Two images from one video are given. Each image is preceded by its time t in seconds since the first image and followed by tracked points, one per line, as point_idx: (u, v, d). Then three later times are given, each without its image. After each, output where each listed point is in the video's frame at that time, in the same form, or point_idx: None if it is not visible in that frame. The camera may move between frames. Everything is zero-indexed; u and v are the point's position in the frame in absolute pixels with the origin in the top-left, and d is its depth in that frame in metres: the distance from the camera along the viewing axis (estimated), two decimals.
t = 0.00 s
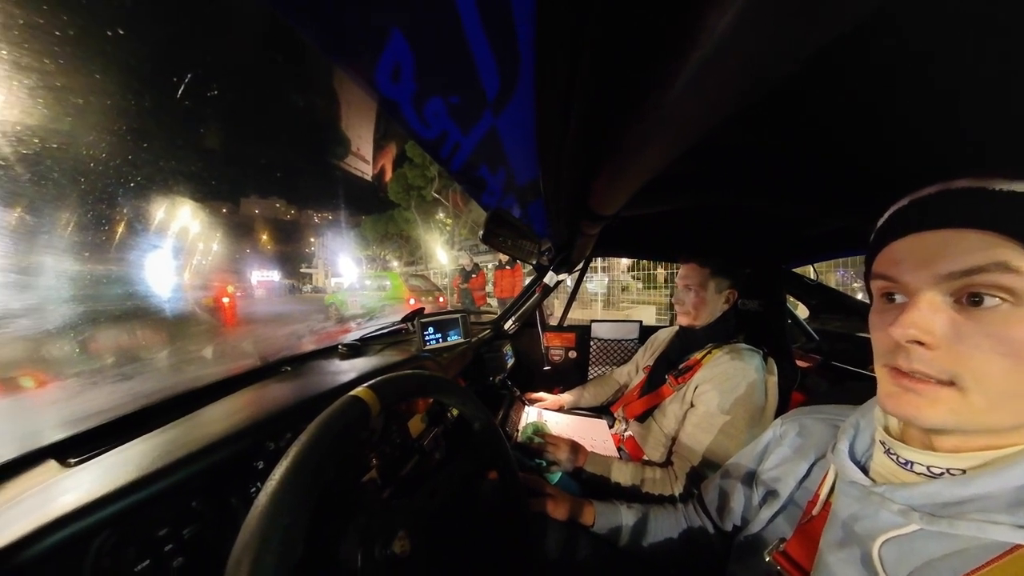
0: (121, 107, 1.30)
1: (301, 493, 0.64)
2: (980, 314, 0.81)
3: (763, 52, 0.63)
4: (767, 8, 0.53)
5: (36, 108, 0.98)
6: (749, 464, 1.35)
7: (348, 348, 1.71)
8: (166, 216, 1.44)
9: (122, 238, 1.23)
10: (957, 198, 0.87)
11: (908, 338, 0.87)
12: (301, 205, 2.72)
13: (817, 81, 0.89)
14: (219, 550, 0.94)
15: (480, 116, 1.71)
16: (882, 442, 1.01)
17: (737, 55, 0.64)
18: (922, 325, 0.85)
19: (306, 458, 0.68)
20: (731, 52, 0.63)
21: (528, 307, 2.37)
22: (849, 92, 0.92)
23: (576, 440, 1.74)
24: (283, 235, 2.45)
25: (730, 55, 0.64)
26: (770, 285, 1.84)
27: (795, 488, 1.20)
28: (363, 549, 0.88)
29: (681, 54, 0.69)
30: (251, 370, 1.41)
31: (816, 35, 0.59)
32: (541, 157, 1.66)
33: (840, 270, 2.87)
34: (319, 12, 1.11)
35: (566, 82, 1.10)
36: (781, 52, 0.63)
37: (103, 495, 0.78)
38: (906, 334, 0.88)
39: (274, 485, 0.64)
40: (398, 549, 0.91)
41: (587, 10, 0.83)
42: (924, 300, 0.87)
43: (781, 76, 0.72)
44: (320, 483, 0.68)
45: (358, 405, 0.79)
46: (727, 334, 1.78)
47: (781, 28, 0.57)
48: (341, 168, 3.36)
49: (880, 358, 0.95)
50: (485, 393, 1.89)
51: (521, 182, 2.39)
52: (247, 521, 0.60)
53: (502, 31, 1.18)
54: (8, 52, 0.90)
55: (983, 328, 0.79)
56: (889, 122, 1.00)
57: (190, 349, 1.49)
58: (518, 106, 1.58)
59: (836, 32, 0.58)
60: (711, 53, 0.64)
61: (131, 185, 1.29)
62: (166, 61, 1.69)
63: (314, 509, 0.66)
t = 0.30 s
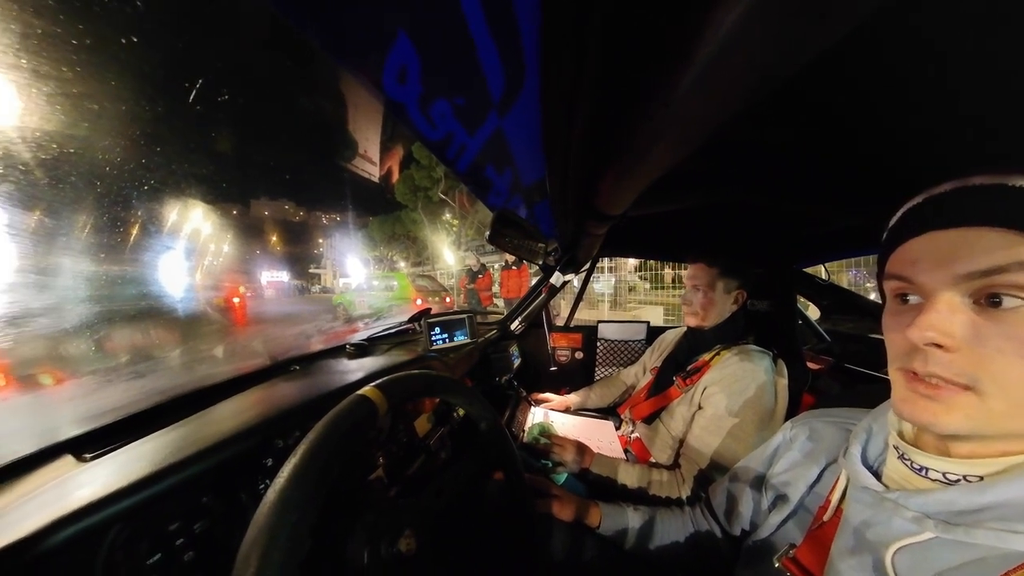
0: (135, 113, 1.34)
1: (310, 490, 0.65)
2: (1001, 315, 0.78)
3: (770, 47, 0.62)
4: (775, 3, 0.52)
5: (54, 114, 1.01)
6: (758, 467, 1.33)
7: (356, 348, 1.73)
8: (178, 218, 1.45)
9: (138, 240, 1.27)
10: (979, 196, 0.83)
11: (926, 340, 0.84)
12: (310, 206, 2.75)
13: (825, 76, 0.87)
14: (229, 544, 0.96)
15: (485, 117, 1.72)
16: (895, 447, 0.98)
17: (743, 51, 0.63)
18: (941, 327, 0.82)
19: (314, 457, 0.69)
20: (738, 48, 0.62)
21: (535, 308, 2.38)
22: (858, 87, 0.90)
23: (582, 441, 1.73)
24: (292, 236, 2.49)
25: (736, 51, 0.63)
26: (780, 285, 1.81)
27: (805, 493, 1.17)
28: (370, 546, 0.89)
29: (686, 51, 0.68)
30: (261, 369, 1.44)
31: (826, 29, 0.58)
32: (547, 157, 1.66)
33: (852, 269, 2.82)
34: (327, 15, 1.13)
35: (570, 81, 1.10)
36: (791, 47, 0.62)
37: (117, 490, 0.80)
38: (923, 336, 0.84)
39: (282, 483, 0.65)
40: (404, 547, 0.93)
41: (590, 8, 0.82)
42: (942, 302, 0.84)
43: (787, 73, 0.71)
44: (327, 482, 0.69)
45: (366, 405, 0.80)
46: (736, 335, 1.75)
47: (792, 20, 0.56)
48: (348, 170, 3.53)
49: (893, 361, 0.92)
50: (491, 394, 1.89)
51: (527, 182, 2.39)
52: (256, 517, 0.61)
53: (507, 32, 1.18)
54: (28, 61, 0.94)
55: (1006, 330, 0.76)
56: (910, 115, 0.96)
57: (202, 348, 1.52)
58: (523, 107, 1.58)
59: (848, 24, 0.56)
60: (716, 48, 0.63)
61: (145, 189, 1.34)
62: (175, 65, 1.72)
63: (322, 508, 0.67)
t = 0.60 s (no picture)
0: (149, 118, 1.38)
1: (317, 488, 0.66)
2: (1017, 319, 0.75)
3: (779, 42, 0.61)
4: None
5: (71, 120, 1.04)
6: (767, 471, 1.30)
7: (363, 347, 1.75)
8: (191, 220, 1.53)
9: (151, 241, 1.33)
10: (1002, 195, 0.80)
11: (938, 345, 0.81)
12: (319, 208, 2.79)
13: (834, 72, 0.86)
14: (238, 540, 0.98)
15: (492, 118, 1.72)
16: (910, 451, 0.94)
17: (752, 46, 0.61)
18: (951, 330, 0.80)
19: (321, 456, 0.70)
20: (746, 43, 0.61)
21: (543, 308, 2.34)
22: (870, 82, 0.87)
23: (588, 442, 1.72)
24: (301, 237, 2.52)
25: (745, 46, 0.62)
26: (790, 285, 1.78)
27: (816, 498, 1.15)
28: (376, 544, 0.89)
29: (693, 47, 0.67)
30: (270, 368, 1.46)
31: (836, 24, 0.57)
32: (553, 157, 1.65)
33: (865, 269, 2.76)
34: (335, 19, 1.14)
35: (575, 80, 1.09)
36: (800, 43, 0.61)
37: (130, 485, 0.82)
38: (934, 341, 0.82)
39: (291, 480, 0.66)
40: (410, 545, 0.91)
41: (594, 6, 0.82)
42: (953, 304, 0.82)
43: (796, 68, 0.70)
44: (334, 480, 0.70)
45: (373, 404, 0.81)
46: (746, 337, 1.72)
47: (800, 15, 0.55)
48: (357, 173, 3.31)
49: (904, 364, 0.89)
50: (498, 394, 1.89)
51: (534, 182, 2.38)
52: (264, 514, 0.62)
53: (512, 33, 1.18)
54: (46, 69, 0.99)
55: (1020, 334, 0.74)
56: (925, 110, 0.93)
57: (213, 347, 1.56)
58: (529, 107, 1.58)
59: (859, 19, 0.55)
60: (724, 43, 0.62)
61: (159, 192, 1.36)
62: (185, 69, 1.76)
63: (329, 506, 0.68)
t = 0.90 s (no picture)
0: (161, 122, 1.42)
1: (323, 486, 0.67)
2: None
3: (786, 36, 0.60)
4: None
5: (88, 125, 1.09)
6: (778, 475, 1.28)
7: (371, 347, 1.77)
8: (202, 222, 1.59)
9: (165, 243, 1.41)
10: (1008, 189, 0.78)
11: (998, 351, 0.73)
12: (327, 210, 2.85)
13: (843, 67, 0.83)
14: (247, 535, 1.00)
15: (497, 118, 1.72)
16: (924, 454, 0.90)
17: (756, 42, 0.61)
18: (1016, 334, 0.71)
19: (329, 454, 0.70)
20: (752, 39, 0.60)
21: (548, 308, 2.35)
22: (881, 77, 0.85)
23: (594, 443, 1.71)
24: (310, 239, 2.56)
25: (750, 43, 0.61)
26: (802, 284, 1.74)
27: (828, 502, 1.12)
28: (382, 543, 0.90)
29: (698, 43, 0.66)
30: (279, 367, 1.49)
31: (845, 17, 0.55)
32: (559, 157, 1.65)
33: (878, 268, 2.71)
34: (344, 22, 1.16)
35: (580, 79, 1.08)
36: (807, 37, 0.59)
37: (142, 481, 0.84)
38: (995, 347, 0.73)
39: (299, 477, 0.67)
40: (416, 545, 0.94)
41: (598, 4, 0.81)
42: (1015, 303, 0.73)
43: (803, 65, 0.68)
44: (342, 479, 0.70)
45: (380, 404, 0.82)
46: (755, 338, 1.70)
47: (807, 8, 0.54)
48: (364, 174, 3.76)
49: (948, 369, 0.82)
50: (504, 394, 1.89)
51: (540, 182, 2.39)
52: (274, 511, 0.63)
53: (517, 34, 1.19)
54: (64, 77, 1.04)
55: None
56: (941, 105, 0.91)
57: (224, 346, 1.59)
58: (535, 108, 1.58)
59: (869, 12, 0.54)
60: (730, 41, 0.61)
61: (172, 195, 1.42)
62: (197, 74, 1.80)
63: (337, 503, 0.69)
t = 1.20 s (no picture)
0: (174, 126, 1.46)
1: (330, 484, 0.67)
2: None
3: (797, 28, 0.58)
4: None
5: (103, 130, 1.13)
6: (786, 477, 1.24)
7: (378, 347, 1.78)
8: (213, 224, 1.63)
9: (177, 244, 1.44)
10: (1014, 186, 0.75)
11: (1004, 342, 0.72)
12: (335, 211, 2.88)
13: (853, 60, 0.82)
14: (257, 530, 1.02)
15: (503, 119, 1.73)
16: (938, 458, 0.88)
17: (766, 34, 0.59)
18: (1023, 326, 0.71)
19: (337, 453, 0.71)
20: (761, 31, 0.59)
21: (556, 308, 2.35)
22: (893, 69, 0.83)
23: (601, 445, 1.70)
24: (318, 240, 2.60)
25: (759, 35, 0.60)
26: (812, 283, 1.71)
27: (838, 507, 1.10)
28: (388, 541, 0.89)
29: (706, 37, 0.65)
30: (287, 366, 1.51)
31: (857, 8, 0.54)
32: (565, 157, 1.61)
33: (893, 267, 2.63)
34: (350, 26, 1.17)
35: (585, 78, 1.08)
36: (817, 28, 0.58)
37: (151, 478, 0.86)
38: (1000, 338, 0.72)
39: (307, 475, 0.68)
40: (422, 543, 0.92)
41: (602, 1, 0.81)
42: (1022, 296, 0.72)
43: (813, 58, 0.67)
44: (348, 479, 0.70)
45: (387, 404, 0.83)
46: (765, 339, 1.67)
47: None
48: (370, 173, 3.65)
49: (954, 365, 0.80)
50: (510, 395, 1.89)
51: (546, 182, 2.38)
52: (281, 508, 0.64)
53: (522, 34, 1.19)
54: (81, 84, 1.08)
55: None
56: (958, 99, 0.88)
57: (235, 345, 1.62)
58: (541, 108, 1.58)
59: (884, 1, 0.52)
60: (739, 34, 0.60)
61: (184, 197, 1.48)
62: (208, 78, 1.84)
63: (344, 502, 0.70)
